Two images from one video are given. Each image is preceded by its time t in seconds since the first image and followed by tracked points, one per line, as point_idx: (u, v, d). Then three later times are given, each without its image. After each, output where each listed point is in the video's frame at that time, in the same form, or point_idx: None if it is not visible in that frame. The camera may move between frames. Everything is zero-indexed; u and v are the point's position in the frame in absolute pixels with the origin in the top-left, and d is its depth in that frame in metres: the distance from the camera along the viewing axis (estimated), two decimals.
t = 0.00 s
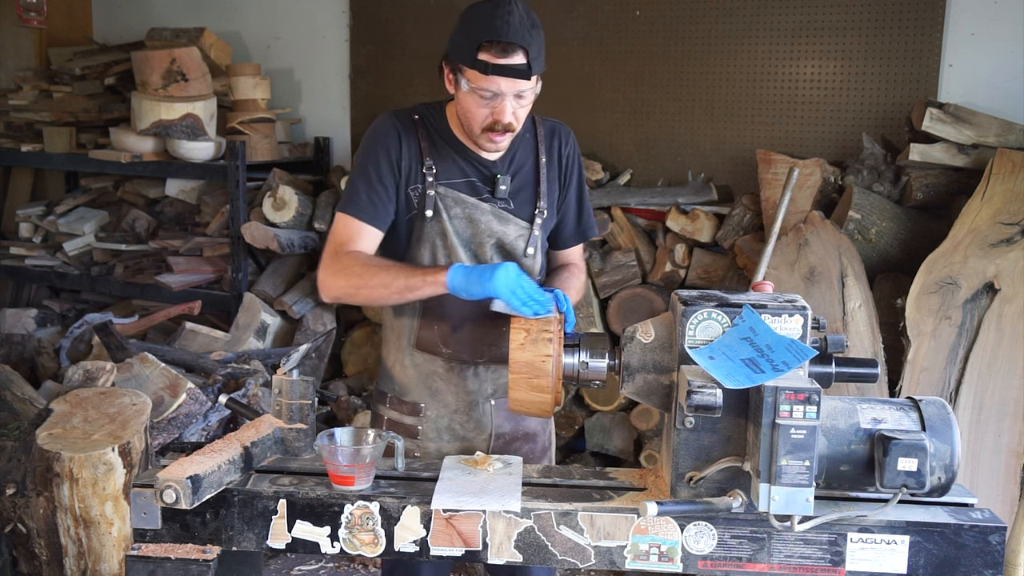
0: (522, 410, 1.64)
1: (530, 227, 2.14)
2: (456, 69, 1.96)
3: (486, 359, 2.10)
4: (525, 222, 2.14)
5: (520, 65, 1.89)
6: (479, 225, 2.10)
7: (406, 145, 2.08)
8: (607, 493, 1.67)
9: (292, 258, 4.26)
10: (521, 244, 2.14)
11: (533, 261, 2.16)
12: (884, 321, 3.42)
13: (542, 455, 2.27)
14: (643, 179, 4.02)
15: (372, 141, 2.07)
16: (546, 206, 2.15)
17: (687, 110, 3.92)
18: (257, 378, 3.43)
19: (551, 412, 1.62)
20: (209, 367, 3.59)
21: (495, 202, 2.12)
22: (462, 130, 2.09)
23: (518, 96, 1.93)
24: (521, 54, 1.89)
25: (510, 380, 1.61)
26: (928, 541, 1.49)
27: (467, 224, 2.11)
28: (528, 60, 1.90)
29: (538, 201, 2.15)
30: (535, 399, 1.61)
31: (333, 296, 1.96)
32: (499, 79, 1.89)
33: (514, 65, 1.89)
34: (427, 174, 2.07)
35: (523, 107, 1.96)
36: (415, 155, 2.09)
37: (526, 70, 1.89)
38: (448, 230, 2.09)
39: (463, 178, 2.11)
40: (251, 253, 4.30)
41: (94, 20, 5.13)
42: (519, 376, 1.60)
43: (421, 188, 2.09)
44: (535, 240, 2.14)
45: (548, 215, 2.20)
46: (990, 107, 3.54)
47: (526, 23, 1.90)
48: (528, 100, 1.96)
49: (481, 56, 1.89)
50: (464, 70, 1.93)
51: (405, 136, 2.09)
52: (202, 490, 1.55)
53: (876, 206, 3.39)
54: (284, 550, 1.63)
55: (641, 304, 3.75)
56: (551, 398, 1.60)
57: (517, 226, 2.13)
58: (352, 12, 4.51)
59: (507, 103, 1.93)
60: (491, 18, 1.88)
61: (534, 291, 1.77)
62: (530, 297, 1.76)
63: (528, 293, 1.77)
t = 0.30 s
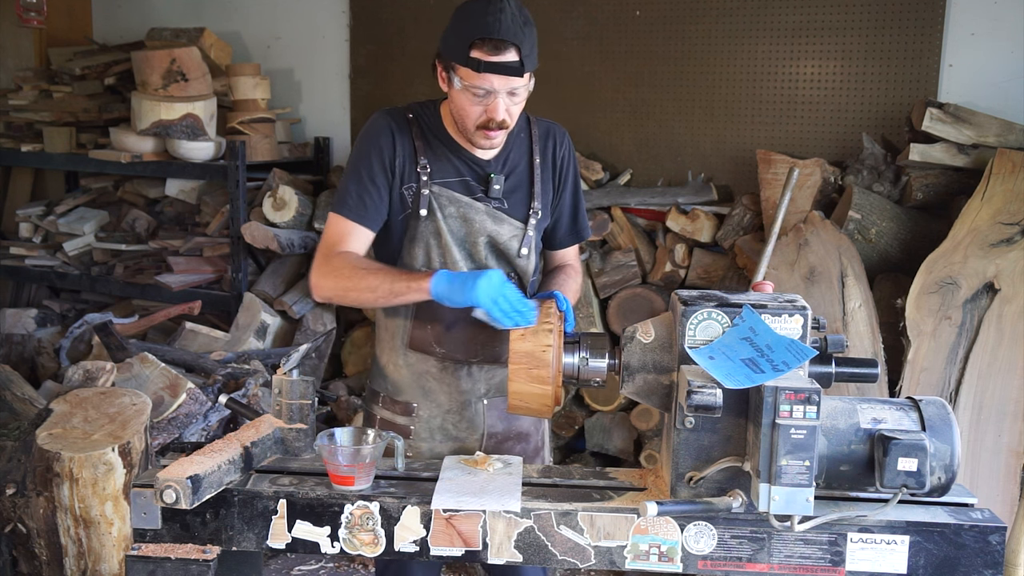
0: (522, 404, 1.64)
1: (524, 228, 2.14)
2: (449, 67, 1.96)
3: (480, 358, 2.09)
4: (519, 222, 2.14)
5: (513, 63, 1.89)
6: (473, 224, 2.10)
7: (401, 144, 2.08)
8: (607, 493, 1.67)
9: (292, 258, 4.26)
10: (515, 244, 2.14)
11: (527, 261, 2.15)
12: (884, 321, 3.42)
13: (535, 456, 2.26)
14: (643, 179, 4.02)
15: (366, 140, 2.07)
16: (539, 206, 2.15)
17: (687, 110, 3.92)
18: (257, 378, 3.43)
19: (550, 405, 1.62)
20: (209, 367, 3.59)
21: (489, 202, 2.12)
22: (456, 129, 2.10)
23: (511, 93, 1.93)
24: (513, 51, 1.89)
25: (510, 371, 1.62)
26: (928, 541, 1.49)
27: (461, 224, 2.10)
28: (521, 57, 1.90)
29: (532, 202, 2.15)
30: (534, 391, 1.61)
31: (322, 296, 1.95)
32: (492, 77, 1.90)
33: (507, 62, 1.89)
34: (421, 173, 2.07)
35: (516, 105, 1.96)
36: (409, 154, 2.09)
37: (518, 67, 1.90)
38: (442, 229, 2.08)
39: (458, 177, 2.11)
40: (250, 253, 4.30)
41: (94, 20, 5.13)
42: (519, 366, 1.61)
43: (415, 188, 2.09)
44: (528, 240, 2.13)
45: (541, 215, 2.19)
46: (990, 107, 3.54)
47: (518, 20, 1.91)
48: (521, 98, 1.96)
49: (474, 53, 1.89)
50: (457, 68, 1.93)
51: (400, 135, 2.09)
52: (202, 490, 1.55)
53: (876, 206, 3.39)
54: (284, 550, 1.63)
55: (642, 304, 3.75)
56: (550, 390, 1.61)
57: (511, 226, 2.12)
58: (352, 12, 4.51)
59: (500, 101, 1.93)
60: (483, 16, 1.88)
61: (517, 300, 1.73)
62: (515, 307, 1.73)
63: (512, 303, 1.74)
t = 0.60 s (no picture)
0: (522, 401, 1.64)
1: (525, 227, 2.14)
2: (445, 64, 1.97)
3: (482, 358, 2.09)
4: (520, 222, 2.14)
5: (508, 55, 1.90)
6: (474, 224, 2.10)
7: (400, 144, 2.08)
8: (607, 493, 1.67)
9: (292, 258, 4.26)
10: (515, 244, 2.14)
11: (528, 261, 2.16)
12: (884, 321, 3.42)
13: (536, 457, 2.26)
14: (643, 179, 4.02)
15: (365, 141, 2.07)
16: (539, 206, 2.16)
17: (688, 110, 3.92)
18: (257, 378, 3.43)
19: (549, 402, 1.62)
20: (209, 367, 3.59)
21: (490, 202, 2.12)
22: (455, 128, 2.09)
23: (508, 88, 1.94)
24: (509, 44, 1.89)
25: (510, 366, 1.63)
26: (928, 541, 1.49)
27: (462, 224, 2.10)
28: (517, 50, 1.91)
29: (532, 202, 2.15)
30: (534, 386, 1.61)
31: (318, 296, 1.95)
32: (489, 70, 1.90)
33: (503, 55, 1.89)
34: (421, 173, 2.07)
35: (514, 100, 1.96)
36: (409, 155, 2.08)
37: (515, 60, 1.90)
38: (443, 229, 2.08)
39: (458, 177, 2.11)
40: (250, 253, 4.30)
41: (94, 20, 5.13)
42: (519, 360, 1.62)
43: (415, 188, 2.08)
44: (529, 240, 2.14)
45: (542, 215, 2.20)
46: (990, 107, 3.54)
47: (512, 13, 1.91)
48: (519, 93, 1.96)
49: (470, 48, 1.89)
50: (454, 64, 1.93)
51: (399, 135, 2.08)
52: (201, 490, 1.55)
53: (876, 206, 3.39)
54: (284, 550, 1.63)
55: (642, 304, 3.75)
56: (551, 385, 1.61)
57: (512, 226, 2.13)
58: (352, 12, 4.51)
59: (498, 95, 1.93)
60: (477, 11, 1.88)
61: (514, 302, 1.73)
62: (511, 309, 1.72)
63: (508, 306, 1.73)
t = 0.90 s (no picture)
0: (522, 398, 1.63)
1: (524, 227, 2.14)
2: (439, 62, 1.97)
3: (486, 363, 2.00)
4: (519, 222, 2.14)
5: (502, 49, 1.90)
6: (473, 226, 2.10)
7: (395, 149, 2.08)
8: (607, 493, 1.67)
9: (292, 258, 4.26)
10: (515, 244, 2.14)
11: (528, 261, 2.16)
12: (884, 321, 3.42)
13: (539, 457, 2.26)
14: (643, 179, 4.02)
15: (361, 147, 2.07)
16: (539, 206, 2.15)
17: (687, 110, 3.92)
18: (257, 378, 3.43)
19: (548, 398, 1.62)
20: (209, 367, 3.59)
21: (489, 202, 2.12)
22: (452, 129, 2.09)
23: (502, 82, 1.94)
24: (502, 37, 1.90)
25: (511, 361, 1.62)
26: (928, 541, 1.49)
27: (461, 226, 2.10)
28: (510, 44, 1.91)
29: (531, 201, 2.15)
30: (535, 382, 1.61)
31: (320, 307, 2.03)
32: (482, 65, 1.90)
33: (495, 49, 1.90)
34: (419, 177, 2.07)
35: (509, 95, 1.97)
36: (406, 159, 2.08)
37: (508, 54, 1.90)
38: (442, 232, 2.08)
39: (455, 180, 2.11)
40: (250, 254, 4.30)
41: (94, 20, 5.13)
42: (520, 357, 1.61)
43: (413, 192, 2.08)
44: (529, 240, 2.13)
45: (542, 214, 2.19)
46: (991, 107, 3.54)
47: (504, 8, 1.91)
48: (513, 88, 1.96)
49: (462, 43, 1.89)
50: (447, 61, 1.94)
51: (395, 140, 2.08)
52: (202, 490, 1.55)
53: (876, 206, 3.39)
54: (284, 550, 1.63)
55: (642, 304, 3.75)
56: (551, 381, 1.61)
57: (511, 227, 2.13)
58: (352, 12, 4.51)
59: (492, 90, 1.93)
60: (469, 6, 1.89)
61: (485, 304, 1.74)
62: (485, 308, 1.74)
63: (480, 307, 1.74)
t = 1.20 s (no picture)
0: (522, 398, 1.62)
1: (525, 228, 2.14)
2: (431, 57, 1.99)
3: (487, 363, 2.10)
4: (520, 223, 2.14)
5: (490, 25, 1.92)
6: (474, 228, 2.10)
7: (395, 152, 2.08)
8: (607, 493, 1.67)
9: (292, 258, 4.26)
10: (516, 245, 2.14)
11: (530, 261, 2.16)
12: (884, 321, 3.42)
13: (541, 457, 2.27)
14: (643, 179, 4.02)
15: (361, 150, 2.07)
16: (539, 206, 2.15)
17: (687, 110, 3.92)
18: (257, 378, 3.43)
19: (548, 398, 1.61)
20: (209, 367, 3.59)
21: (490, 204, 2.12)
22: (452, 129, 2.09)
23: (495, 61, 1.95)
24: (489, 15, 1.92)
25: (510, 361, 1.62)
26: (928, 541, 1.49)
27: (462, 228, 2.10)
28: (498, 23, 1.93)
29: (532, 201, 2.15)
30: (535, 382, 1.61)
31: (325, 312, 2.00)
32: (472, 43, 1.92)
33: (484, 27, 1.92)
34: (419, 179, 2.07)
35: (504, 77, 1.97)
36: (406, 162, 2.08)
37: (497, 30, 1.92)
38: (443, 234, 2.08)
39: (456, 181, 2.11)
40: (250, 254, 4.31)
41: (94, 20, 5.13)
42: (520, 356, 1.61)
43: (413, 195, 2.08)
44: (530, 241, 2.13)
45: (543, 214, 2.19)
46: (991, 107, 3.54)
47: None
48: (507, 70, 1.97)
49: (451, 26, 1.92)
50: (438, 50, 1.96)
51: (395, 142, 2.08)
52: (202, 490, 1.55)
53: (876, 206, 3.39)
54: (284, 550, 1.63)
55: (642, 304, 3.75)
56: (551, 381, 1.61)
57: (512, 228, 2.13)
58: (352, 12, 4.51)
59: (486, 69, 1.94)
60: None
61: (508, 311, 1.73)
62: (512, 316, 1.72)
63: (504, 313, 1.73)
